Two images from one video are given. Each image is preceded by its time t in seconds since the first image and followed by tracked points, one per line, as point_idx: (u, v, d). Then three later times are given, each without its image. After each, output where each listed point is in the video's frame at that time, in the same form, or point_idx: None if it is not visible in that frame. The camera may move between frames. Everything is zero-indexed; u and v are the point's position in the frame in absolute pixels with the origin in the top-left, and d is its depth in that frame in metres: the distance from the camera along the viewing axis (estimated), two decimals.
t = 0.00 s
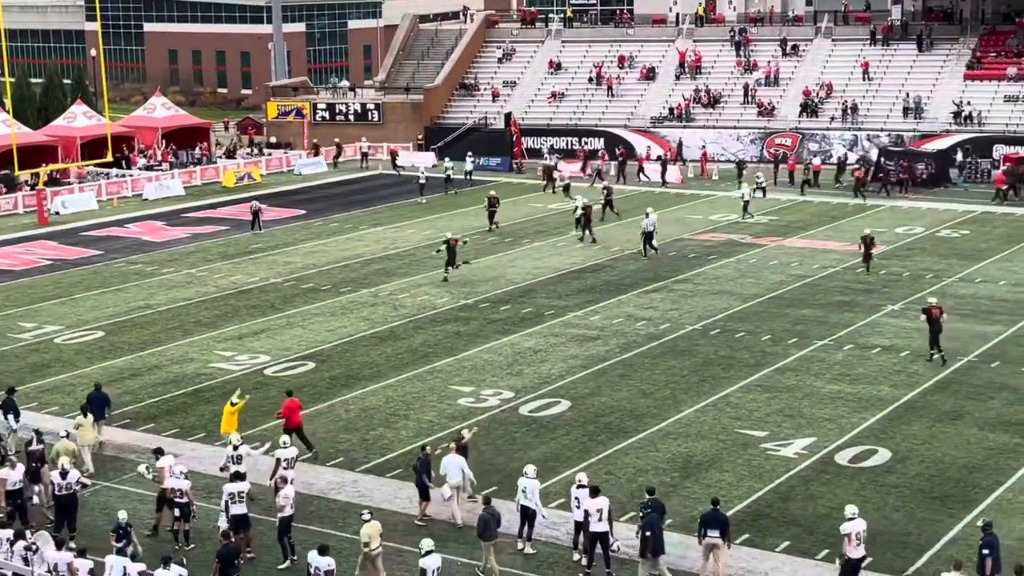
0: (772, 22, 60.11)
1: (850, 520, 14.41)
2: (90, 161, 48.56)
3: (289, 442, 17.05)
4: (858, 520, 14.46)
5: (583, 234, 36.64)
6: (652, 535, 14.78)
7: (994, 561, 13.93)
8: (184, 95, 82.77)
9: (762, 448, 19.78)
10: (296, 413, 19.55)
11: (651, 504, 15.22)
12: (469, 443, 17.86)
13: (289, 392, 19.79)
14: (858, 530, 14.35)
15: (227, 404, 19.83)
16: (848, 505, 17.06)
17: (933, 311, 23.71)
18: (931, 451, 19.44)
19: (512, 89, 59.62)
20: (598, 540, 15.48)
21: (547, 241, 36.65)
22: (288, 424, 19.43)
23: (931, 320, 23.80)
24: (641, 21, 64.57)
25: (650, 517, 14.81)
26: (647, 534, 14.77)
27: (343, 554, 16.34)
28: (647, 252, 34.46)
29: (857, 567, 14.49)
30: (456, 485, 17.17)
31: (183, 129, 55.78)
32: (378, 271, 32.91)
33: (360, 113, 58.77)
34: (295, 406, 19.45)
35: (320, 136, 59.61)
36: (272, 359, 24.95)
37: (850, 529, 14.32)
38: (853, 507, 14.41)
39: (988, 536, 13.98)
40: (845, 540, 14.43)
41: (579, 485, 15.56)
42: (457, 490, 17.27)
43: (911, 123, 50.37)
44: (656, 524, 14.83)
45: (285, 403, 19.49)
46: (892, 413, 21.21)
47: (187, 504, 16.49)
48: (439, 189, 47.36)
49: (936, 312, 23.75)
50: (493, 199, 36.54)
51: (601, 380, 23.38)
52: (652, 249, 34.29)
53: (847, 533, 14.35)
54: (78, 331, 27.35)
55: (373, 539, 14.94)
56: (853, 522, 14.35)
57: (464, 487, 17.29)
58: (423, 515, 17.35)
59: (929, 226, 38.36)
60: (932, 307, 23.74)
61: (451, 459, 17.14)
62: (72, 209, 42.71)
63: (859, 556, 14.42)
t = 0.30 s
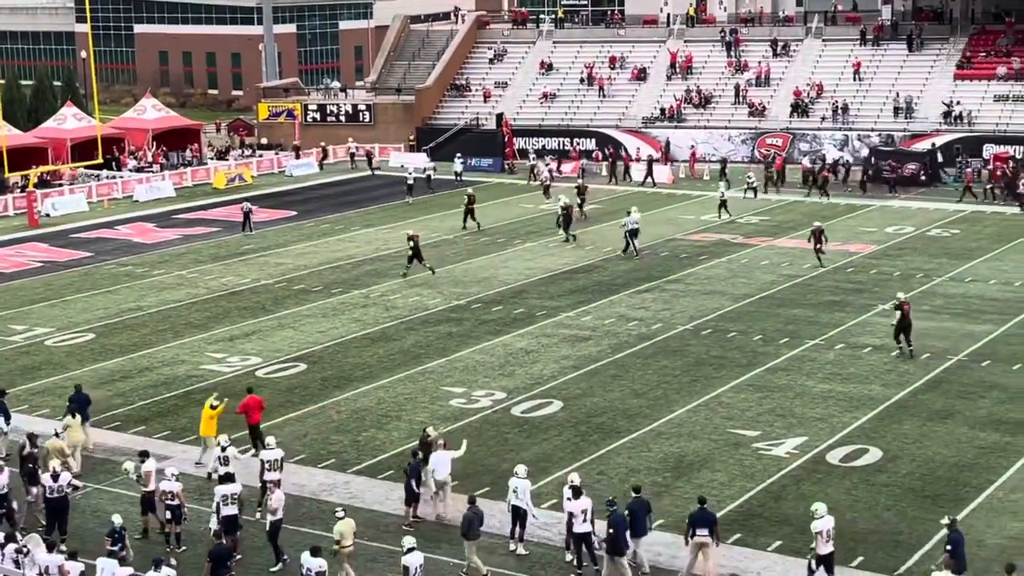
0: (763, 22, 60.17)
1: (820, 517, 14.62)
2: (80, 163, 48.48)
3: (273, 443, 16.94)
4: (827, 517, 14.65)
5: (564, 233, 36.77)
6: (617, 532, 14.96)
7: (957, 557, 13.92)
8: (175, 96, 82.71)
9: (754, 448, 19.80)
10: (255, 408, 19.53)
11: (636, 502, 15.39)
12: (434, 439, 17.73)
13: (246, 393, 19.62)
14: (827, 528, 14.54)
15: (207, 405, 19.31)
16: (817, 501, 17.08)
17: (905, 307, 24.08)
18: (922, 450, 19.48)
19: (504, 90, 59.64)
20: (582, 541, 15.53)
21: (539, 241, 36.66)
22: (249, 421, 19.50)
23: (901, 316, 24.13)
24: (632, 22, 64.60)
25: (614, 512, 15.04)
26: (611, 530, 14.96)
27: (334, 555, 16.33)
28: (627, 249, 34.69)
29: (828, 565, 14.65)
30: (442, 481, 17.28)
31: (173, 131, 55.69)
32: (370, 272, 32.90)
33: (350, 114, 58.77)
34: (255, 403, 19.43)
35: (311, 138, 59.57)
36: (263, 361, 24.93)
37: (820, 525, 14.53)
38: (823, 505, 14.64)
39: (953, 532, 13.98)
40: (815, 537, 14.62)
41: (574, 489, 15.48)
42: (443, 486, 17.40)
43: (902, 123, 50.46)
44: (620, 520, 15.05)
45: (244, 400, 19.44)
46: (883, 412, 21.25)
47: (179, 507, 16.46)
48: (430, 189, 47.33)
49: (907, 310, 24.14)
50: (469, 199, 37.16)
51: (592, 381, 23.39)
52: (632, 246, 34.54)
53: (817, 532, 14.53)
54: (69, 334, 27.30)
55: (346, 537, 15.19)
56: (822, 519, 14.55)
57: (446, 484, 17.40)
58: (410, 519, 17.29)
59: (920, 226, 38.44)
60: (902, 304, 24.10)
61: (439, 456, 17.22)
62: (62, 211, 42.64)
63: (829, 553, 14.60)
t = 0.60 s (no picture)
0: (753, 23, 60.23)
1: (792, 513, 14.86)
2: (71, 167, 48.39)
3: (256, 445, 16.94)
4: (800, 513, 14.88)
5: (548, 236, 36.87)
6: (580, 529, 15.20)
7: (925, 551, 14.46)
8: (166, 99, 82.65)
9: (747, 449, 19.81)
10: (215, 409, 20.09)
11: (624, 499, 15.56)
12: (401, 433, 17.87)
13: (211, 391, 20.06)
14: (801, 523, 14.78)
15: (193, 402, 19.65)
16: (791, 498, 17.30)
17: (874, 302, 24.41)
18: (915, 450, 19.51)
19: (495, 92, 59.64)
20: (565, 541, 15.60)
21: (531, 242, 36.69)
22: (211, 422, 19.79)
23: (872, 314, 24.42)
24: (622, 23, 64.61)
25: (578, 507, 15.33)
26: (576, 526, 15.21)
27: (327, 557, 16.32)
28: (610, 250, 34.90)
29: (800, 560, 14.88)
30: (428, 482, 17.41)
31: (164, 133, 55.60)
32: (361, 274, 32.87)
33: (342, 116, 58.58)
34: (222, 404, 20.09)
35: (303, 140, 59.51)
36: (255, 364, 24.90)
37: (794, 521, 14.76)
38: (795, 501, 14.87)
39: (920, 525, 14.47)
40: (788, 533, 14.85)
41: (563, 492, 15.46)
42: (429, 486, 17.52)
43: (893, 124, 50.54)
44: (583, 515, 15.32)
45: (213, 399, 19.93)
46: (876, 413, 21.27)
47: (170, 510, 16.42)
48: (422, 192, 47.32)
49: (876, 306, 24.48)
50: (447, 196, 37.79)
51: (585, 382, 23.38)
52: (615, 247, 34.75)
53: (791, 527, 14.77)
54: (60, 338, 27.24)
55: (323, 539, 15.26)
56: (795, 515, 14.79)
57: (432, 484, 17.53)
58: (402, 522, 17.23)
59: (911, 226, 38.50)
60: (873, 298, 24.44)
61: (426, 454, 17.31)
62: (53, 215, 42.55)
63: (801, 548, 14.84)
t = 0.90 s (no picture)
0: (745, 25, 60.30)
1: (768, 514, 14.81)
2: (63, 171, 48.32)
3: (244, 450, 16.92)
4: (774, 514, 14.84)
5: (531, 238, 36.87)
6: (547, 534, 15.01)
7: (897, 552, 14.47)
8: (158, 103, 82.55)
9: (740, 451, 19.81)
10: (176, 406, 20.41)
11: (608, 501, 15.64)
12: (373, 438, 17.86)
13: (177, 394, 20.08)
14: (776, 524, 14.75)
15: (177, 406, 19.56)
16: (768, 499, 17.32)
17: (846, 296, 24.79)
18: (908, 452, 19.51)
19: (488, 94, 59.65)
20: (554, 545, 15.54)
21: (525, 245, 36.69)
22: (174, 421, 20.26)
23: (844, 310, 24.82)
24: (615, 25, 64.63)
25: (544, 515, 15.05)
26: (542, 531, 15.03)
27: (321, 561, 16.28)
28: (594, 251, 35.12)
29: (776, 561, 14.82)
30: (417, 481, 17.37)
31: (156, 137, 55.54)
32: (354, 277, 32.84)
33: (334, 120, 58.65)
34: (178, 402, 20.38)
35: (295, 143, 59.44)
36: (248, 368, 24.87)
37: (769, 522, 14.72)
38: (771, 502, 14.83)
39: (889, 525, 14.54)
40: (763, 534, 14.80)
41: (557, 493, 15.47)
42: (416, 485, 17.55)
43: (885, 126, 50.64)
44: (550, 519, 15.09)
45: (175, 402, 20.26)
46: (869, 415, 21.28)
47: (164, 514, 16.38)
48: (415, 195, 47.28)
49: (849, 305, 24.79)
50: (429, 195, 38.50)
51: (578, 385, 23.37)
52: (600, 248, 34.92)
53: (766, 529, 14.73)
54: (53, 342, 27.19)
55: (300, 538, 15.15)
56: (771, 516, 14.74)
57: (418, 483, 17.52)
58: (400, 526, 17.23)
59: (904, 228, 38.51)
60: (847, 293, 24.84)
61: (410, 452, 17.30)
62: (45, 219, 42.48)
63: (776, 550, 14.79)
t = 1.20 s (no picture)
0: (738, 27, 60.35)
1: (744, 512, 14.97)
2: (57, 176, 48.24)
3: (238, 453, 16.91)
4: (750, 512, 15.02)
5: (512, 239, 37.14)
6: (508, 532, 15.22)
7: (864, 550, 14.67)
8: (151, 107, 82.49)
9: (735, 453, 19.82)
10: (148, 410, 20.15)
11: (590, 501, 15.71)
12: (345, 435, 18.17)
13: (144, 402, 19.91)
14: (752, 522, 14.91)
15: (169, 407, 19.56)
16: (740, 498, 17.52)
17: (822, 290, 25.26)
18: (902, 453, 19.53)
19: (481, 97, 59.66)
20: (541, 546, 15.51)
21: (521, 248, 36.67)
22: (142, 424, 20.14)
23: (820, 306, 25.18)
24: (608, 28, 64.62)
25: (508, 512, 15.32)
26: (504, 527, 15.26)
27: (315, 565, 16.27)
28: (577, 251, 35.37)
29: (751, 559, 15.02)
30: (399, 480, 17.91)
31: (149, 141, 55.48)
32: (348, 281, 32.83)
33: (327, 122, 58.82)
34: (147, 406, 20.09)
35: (288, 147, 59.44)
36: (242, 372, 24.84)
37: (745, 521, 14.89)
38: (746, 500, 14.99)
39: (860, 524, 14.71)
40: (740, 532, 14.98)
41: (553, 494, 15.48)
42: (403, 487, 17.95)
43: (878, 127, 50.66)
44: (514, 517, 15.34)
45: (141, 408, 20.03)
46: (863, 416, 21.30)
47: (158, 519, 16.35)
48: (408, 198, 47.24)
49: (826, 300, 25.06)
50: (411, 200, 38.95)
51: (572, 388, 23.35)
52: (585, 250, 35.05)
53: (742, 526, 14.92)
54: (46, 347, 27.14)
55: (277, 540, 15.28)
56: (746, 514, 14.91)
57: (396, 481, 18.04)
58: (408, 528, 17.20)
59: (897, 230, 38.54)
60: (823, 289, 25.25)
61: (398, 454, 17.81)
62: (38, 224, 42.41)
63: (751, 548, 14.99)
